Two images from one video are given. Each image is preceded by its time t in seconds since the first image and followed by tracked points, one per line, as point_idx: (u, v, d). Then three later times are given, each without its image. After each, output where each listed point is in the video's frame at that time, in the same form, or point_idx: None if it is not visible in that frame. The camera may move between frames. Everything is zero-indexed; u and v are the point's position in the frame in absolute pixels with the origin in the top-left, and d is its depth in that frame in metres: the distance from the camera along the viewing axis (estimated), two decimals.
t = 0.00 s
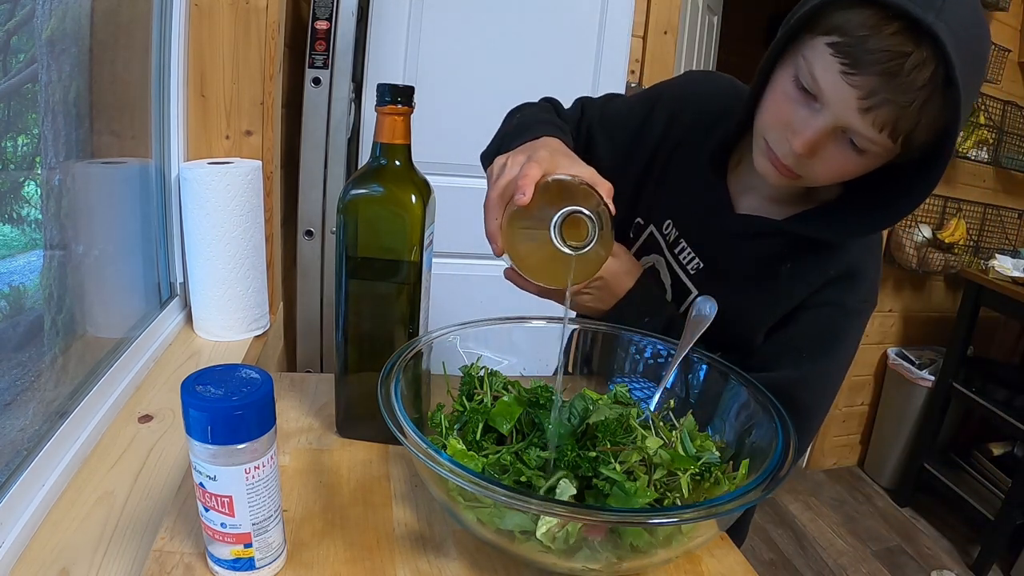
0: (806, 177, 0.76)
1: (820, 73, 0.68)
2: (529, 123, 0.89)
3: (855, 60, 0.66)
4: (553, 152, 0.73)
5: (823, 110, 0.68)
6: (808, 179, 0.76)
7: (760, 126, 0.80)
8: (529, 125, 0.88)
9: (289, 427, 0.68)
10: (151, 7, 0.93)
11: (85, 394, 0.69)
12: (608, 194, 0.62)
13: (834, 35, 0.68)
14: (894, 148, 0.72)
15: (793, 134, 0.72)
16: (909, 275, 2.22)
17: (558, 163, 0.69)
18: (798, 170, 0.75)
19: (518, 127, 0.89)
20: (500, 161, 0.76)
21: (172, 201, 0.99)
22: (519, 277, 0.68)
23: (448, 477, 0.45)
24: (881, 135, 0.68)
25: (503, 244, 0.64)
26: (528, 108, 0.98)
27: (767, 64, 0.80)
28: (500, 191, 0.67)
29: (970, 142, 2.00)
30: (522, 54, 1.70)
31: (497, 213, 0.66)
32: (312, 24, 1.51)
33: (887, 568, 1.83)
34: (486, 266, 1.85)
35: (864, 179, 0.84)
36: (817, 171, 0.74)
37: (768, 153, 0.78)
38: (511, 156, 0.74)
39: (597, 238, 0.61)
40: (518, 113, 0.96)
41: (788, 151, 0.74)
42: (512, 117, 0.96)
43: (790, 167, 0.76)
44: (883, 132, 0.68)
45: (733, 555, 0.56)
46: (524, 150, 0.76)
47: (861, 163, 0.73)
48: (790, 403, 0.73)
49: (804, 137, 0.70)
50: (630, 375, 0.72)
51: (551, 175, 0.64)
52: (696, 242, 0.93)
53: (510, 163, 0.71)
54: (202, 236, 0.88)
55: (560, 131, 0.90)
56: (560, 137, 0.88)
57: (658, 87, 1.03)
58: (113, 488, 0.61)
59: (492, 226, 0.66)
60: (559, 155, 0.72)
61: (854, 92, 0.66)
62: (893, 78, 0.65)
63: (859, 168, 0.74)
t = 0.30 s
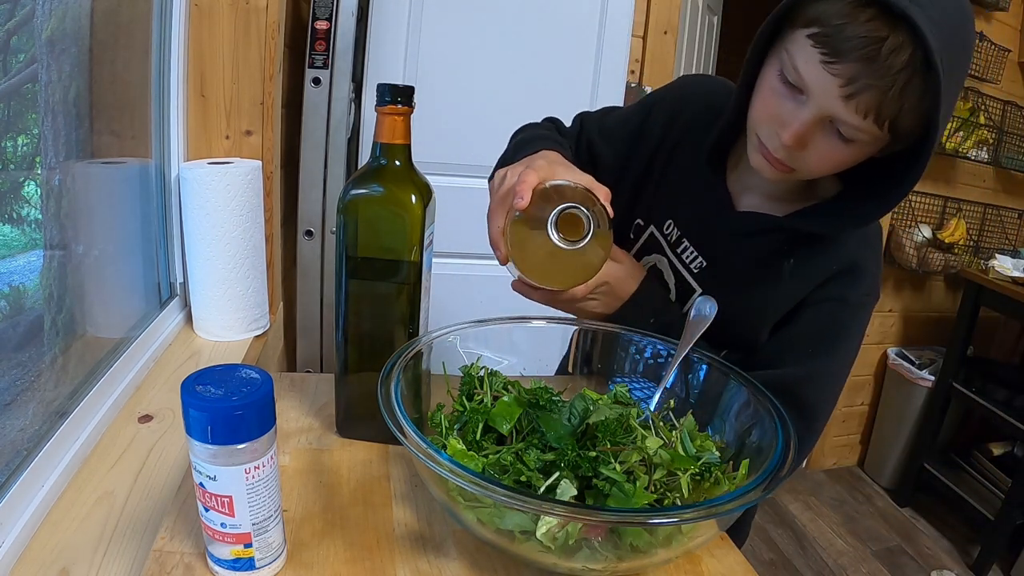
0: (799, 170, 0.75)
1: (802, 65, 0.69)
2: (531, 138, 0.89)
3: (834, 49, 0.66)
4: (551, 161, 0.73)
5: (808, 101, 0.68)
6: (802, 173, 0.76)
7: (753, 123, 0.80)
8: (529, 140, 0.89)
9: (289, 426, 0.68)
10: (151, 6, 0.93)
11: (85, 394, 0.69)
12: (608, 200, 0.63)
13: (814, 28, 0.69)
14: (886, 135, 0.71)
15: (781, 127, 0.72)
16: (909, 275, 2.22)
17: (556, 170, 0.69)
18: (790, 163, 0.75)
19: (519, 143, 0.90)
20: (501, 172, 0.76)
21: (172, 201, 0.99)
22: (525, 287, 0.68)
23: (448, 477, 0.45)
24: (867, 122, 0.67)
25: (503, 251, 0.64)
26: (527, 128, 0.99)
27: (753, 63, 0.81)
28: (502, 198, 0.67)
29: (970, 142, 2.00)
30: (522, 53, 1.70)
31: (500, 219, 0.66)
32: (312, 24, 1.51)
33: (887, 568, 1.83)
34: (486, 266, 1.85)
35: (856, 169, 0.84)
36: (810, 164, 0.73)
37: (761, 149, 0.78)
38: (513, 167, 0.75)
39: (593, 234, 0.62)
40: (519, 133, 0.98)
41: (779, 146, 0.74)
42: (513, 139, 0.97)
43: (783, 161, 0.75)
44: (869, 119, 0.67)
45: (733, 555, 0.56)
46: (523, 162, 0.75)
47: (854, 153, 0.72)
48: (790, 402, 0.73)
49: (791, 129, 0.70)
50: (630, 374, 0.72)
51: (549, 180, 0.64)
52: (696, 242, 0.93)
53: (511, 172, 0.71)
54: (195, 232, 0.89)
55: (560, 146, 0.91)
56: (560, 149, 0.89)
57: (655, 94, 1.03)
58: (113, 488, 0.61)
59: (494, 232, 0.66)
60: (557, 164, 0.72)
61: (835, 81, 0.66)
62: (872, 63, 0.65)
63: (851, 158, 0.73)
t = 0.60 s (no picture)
0: (799, 166, 0.75)
1: (799, 62, 0.69)
2: (530, 146, 0.89)
3: (829, 44, 0.66)
4: (554, 168, 0.74)
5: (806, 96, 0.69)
6: (802, 169, 0.76)
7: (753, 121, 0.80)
8: (529, 149, 0.88)
9: (289, 426, 0.68)
10: (151, 6, 0.93)
11: (85, 394, 0.69)
12: (611, 206, 0.64)
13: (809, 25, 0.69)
14: (885, 128, 0.71)
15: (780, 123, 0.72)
16: (909, 275, 2.22)
17: (559, 177, 0.69)
18: (790, 160, 0.75)
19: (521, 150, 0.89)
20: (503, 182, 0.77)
21: (172, 200, 0.99)
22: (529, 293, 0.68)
23: (448, 477, 0.45)
24: (864, 115, 0.67)
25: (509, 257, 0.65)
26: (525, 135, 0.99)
27: (750, 63, 0.81)
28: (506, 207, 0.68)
29: (971, 142, 2.00)
30: (522, 54, 1.70)
31: (506, 227, 0.67)
32: (312, 24, 1.51)
33: (888, 568, 1.83)
34: (485, 266, 1.85)
35: (854, 166, 0.84)
36: (810, 159, 0.73)
37: (761, 147, 0.78)
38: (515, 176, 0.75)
39: (599, 240, 0.62)
40: (517, 140, 0.97)
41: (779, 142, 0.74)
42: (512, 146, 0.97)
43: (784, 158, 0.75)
44: (866, 112, 0.67)
45: (733, 555, 0.56)
46: (524, 169, 0.76)
47: (853, 147, 0.72)
48: (790, 402, 0.73)
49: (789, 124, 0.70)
50: (630, 374, 0.72)
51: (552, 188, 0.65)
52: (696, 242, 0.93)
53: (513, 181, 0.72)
54: (195, 230, 0.89)
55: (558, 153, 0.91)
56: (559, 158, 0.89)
57: (650, 97, 1.03)
58: (113, 488, 0.61)
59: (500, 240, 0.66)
60: (560, 170, 0.72)
61: (831, 76, 0.66)
62: (867, 56, 0.65)
63: (850, 153, 0.73)
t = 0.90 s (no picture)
0: (800, 171, 0.75)
1: (805, 68, 0.69)
2: (531, 139, 0.88)
3: (837, 52, 0.66)
4: (556, 168, 0.73)
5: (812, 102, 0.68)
6: (803, 174, 0.76)
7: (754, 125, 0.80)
8: (530, 141, 0.88)
9: (289, 426, 0.68)
10: (151, 6, 0.93)
11: (85, 394, 0.69)
12: (613, 209, 0.63)
13: (817, 31, 0.69)
14: (886, 137, 0.71)
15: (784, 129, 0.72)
16: (909, 275, 2.22)
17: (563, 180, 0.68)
18: (791, 165, 0.75)
19: (520, 142, 0.88)
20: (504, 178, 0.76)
21: (173, 200, 0.99)
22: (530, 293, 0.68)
23: (448, 477, 0.45)
24: (868, 124, 0.68)
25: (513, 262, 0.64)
26: (524, 125, 0.98)
27: (756, 66, 0.81)
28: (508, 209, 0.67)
29: (970, 142, 2.00)
30: (522, 54, 1.70)
31: (507, 231, 0.66)
32: (312, 24, 1.51)
33: (888, 568, 1.83)
34: (485, 266, 1.85)
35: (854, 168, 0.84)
36: (811, 165, 0.74)
37: (762, 150, 0.78)
38: (516, 174, 0.74)
39: (604, 256, 0.62)
40: (516, 130, 0.97)
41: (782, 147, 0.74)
42: (510, 136, 0.96)
43: (785, 162, 0.75)
44: (870, 121, 0.68)
45: (734, 555, 0.56)
46: (526, 168, 0.75)
47: (855, 154, 0.72)
48: (790, 401, 0.73)
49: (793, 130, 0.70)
50: (630, 374, 0.72)
51: (558, 193, 0.64)
52: (696, 242, 0.93)
53: (515, 180, 0.71)
54: (198, 235, 0.89)
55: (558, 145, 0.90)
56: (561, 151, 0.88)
57: (650, 93, 1.03)
58: (113, 488, 0.61)
59: (501, 244, 0.66)
60: (563, 172, 0.71)
61: (838, 83, 0.66)
62: (874, 66, 0.65)
63: (851, 160, 0.73)
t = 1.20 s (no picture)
0: (804, 179, 0.76)
1: (817, 79, 0.68)
2: (535, 138, 0.87)
3: (850, 68, 0.66)
4: (561, 174, 0.72)
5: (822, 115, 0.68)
6: (807, 182, 0.76)
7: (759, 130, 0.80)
8: (534, 141, 0.87)
9: (289, 426, 0.68)
10: (151, 6, 0.93)
11: (85, 394, 0.69)
12: (616, 217, 0.64)
13: (830, 42, 0.68)
14: (892, 150, 0.71)
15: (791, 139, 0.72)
16: (909, 275, 2.22)
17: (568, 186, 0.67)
18: (795, 173, 0.75)
19: (523, 140, 0.88)
20: (508, 182, 0.75)
21: (173, 201, 0.99)
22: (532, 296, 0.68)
23: (448, 477, 0.45)
24: (876, 138, 0.68)
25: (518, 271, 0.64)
26: (525, 122, 0.97)
27: (764, 70, 0.80)
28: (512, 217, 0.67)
29: (970, 142, 2.00)
30: (522, 54, 1.70)
31: (511, 239, 0.66)
32: (312, 24, 1.51)
33: (888, 568, 1.83)
34: (486, 266, 1.85)
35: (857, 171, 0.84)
36: (816, 173, 0.74)
37: (766, 156, 0.78)
38: (520, 179, 0.74)
39: (610, 271, 0.63)
40: (516, 127, 0.96)
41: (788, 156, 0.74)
42: (509, 132, 0.95)
43: (790, 170, 0.75)
44: (879, 136, 0.68)
45: (733, 555, 0.56)
46: (530, 173, 0.75)
47: (859, 165, 0.73)
48: (790, 402, 0.73)
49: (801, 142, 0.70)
50: (630, 375, 0.72)
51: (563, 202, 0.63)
52: (696, 243, 0.93)
53: (520, 186, 0.70)
54: (203, 242, 0.89)
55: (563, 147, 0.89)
56: (566, 152, 0.88)
57: (651, 91, 1.03)
58: (113, 488, 0.61)
59: (505, 253, 0.66)
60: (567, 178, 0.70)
61: (849, 97, 0.66)
62: (887, 83, 0.65)
63: (855, 170, 0.74)
